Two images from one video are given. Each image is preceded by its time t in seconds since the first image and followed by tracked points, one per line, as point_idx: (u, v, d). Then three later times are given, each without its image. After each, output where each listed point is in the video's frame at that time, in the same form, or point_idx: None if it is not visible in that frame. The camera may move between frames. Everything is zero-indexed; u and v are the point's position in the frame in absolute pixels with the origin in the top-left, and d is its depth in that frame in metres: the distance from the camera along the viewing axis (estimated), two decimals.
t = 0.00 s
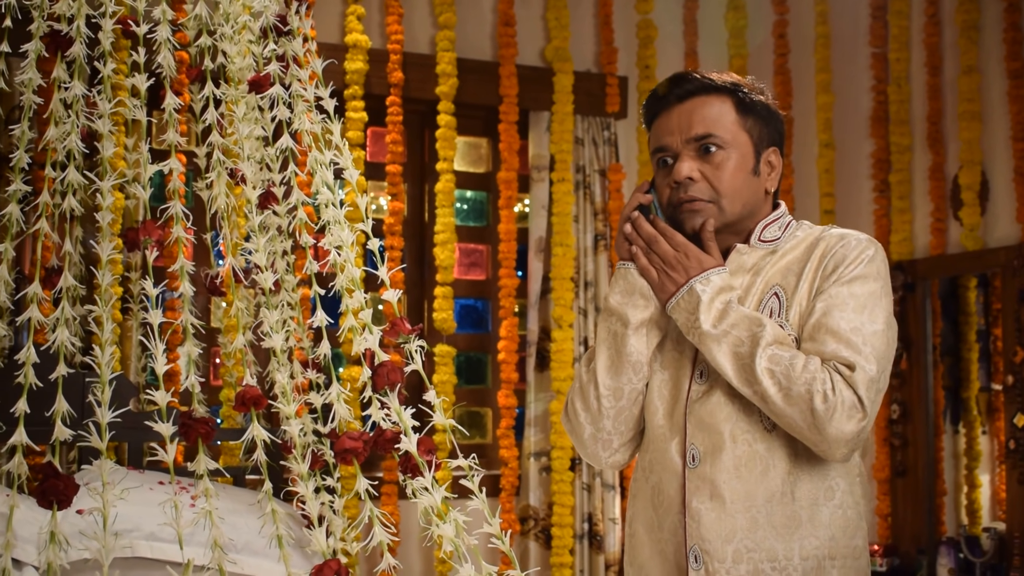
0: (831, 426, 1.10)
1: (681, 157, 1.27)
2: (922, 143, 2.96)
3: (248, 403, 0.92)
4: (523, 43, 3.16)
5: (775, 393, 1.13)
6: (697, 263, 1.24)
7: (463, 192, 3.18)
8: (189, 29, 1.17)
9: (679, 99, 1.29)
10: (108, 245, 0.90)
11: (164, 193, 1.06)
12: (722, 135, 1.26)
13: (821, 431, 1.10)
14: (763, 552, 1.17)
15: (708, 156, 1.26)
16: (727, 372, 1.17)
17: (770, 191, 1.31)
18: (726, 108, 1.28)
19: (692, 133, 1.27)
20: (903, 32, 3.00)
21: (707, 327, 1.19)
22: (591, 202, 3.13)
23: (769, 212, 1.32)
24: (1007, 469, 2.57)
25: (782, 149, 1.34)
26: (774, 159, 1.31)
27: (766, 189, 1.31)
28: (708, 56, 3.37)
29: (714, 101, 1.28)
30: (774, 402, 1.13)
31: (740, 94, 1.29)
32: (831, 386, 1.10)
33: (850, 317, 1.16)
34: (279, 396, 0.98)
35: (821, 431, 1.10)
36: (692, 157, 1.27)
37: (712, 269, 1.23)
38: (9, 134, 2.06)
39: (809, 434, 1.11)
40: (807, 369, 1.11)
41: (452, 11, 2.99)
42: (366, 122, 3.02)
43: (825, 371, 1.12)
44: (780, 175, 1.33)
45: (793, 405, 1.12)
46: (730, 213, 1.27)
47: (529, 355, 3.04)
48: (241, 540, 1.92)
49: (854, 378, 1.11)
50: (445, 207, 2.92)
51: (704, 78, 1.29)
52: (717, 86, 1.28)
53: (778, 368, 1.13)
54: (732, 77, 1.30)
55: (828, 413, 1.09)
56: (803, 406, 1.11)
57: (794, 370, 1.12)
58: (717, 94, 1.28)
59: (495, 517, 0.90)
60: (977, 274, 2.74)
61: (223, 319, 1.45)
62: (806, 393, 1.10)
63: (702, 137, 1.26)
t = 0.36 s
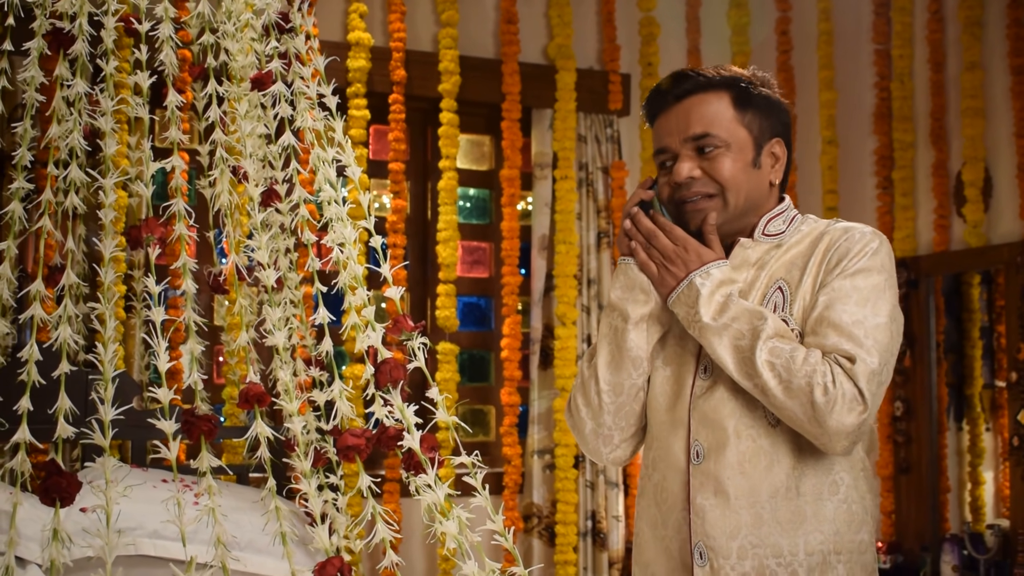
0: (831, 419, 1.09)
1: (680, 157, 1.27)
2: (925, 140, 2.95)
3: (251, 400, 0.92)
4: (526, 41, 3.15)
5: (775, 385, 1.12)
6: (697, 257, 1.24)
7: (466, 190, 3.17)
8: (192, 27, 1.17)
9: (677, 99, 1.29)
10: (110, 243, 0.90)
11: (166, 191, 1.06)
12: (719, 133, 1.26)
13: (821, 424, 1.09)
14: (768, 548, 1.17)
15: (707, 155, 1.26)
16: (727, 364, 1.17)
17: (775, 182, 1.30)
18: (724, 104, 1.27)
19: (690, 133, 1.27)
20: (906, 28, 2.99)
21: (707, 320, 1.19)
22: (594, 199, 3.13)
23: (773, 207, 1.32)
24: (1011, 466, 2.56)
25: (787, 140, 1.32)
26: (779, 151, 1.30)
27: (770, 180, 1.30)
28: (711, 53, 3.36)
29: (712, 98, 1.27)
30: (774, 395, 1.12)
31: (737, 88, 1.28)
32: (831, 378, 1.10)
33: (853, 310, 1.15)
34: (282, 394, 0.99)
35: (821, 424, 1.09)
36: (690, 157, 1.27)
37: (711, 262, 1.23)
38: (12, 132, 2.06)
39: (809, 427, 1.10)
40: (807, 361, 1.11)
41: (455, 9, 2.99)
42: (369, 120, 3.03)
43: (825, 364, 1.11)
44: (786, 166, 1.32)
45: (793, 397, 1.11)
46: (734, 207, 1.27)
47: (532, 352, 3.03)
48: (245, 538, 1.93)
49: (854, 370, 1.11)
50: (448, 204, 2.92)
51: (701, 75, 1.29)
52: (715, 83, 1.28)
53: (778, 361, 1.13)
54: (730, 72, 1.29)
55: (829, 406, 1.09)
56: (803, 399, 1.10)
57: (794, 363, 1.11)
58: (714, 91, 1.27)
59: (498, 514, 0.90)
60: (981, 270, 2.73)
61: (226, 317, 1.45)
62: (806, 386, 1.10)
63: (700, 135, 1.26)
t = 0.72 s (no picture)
0: (804, 418, 1.09)
1: (672, 162, 1.31)
2: (927, 137, 2.95)
3: (251, 397, 0.91)
4: (527, 38, 3.15)
5: (752, 385, 1.12)
6: (688, 260, 1.23)
7: (467, 188, 3.17)
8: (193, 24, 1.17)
9: (669, 104, 1.33)
10: (110, 239, 0.90)
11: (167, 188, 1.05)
12: (703, 135, 1.27)
13: (795, 423, 1.09)
14: (763, 549, 1.16)
15: (694, 158, 1.28)
16: (708, 362, 1.17)
17: (776, 174, 1.28)
18: (709, 105, 1.29)
19: (678, 137, 1.30)
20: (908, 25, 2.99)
21: (689, 321, 1.20)
22: (595, 197, 3.13)
23: (793, 200, 1.30)
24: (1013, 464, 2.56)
25: (792, 128, 1.29)
26: (778, 141, 1.28)
27: (768, 173, 1.28)
28: (713, 51, 3.36)
29: (699, 100, 1.29)
30: (752, 395, 1.13)
31: (726, 86, 1.29)
32: (804, 377, 1.09)
33: (847, 307, 1.13)
34: (283, 391, 0.98)
35: (795, 422, 1.09)
36: (680, 162, 1.30)
37: (702, 265, 1.22)
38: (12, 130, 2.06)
39: (784, 426, 1.11)
40: (783, 361, 1.11)
41: (456, 7, 2.98)
42: (370, 118, 3.02)
43: (802, 362, 1.11)
44: (790, 156, 1.29)
45: (769, 397, 1.11)
46: (725, 207, 1.28)
47: (533, 350, 3.03)
48: (244, 535, 1.93)
49: (830, 369, 1.09)
50: (449, 202, 2.91)
51: (690, 77, 1.31)
52: (701, 84, 1.30)
53: (755, 361, 1.13)
54: (721, 70, 1.30)
55: (800, 405, 1.09)
56: (778, 399, 1.10)
57: (770, 362, 1.12)
58: (701, 93, 1.30)
59: (499, 511, 0.89)
60: (983, 269, 2.73)
61: (227, 314, 1.45)
62: (780, 385, 1.10)
63: (686, 139, 1.29)
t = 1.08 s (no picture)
0: (771, 431, 1.08)
1: (666, 166, 1.33)
2: (926, 137, 2.95)
3: (245, 400, 0.91)
4: (525, 39, 3.14)
5: (726, 396, 1.12)
6: (681, 270, 1.23)
7: (466, 189, 3.17)
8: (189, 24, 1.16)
9: (666, 108, 1.34)
10: (104, 240, 0.89)
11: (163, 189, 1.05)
12: (693, 140, 1.28)
13: (764, 434, 1.09)
14: (755, 559, 1.17)
15: (685, 163, 1.29)
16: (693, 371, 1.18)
17: (770, 175, 1.27)
18: (699, 109, 1.29)
19: (670, 142, 1.31)
20: (908, 25, 2.99)
21: (676, 331, 1.19)
22: (594, 198, 3.12)
23: (795, 199, 1.28)
24: (1013, 464, 2.56)
25: (787, 126, 1.27)
26: (770, 142, 1.26)
27: (762, 175, 1.27)
28: (712, 51, 3.35)
29: (690, 105, 1.30)
30: (727, 406, 1.13)
31: (717, 88, 1.28)
32: (771, 391, 1.09)
33: (826, 316, 1.11)
34: (279, 392, 0.97)
35: (765, 434, 1.09)
36: (673, 167, 1.31)
37: (695, 275, 1.22)
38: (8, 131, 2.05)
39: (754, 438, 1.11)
40: (753, 373, 1.10)
41: (454, 7, 2.98)
42: (368, 119, 3.02)
43: (772, 374, 1.10)
44: (786, 156, 1.27)
45: (741, 409, 1.11)
46: (717, 213, 1.29)
47: (532, 351, 3.02)
48: (240, 538, 1.93)
49: (795, 382, 1.08)
50: (447, 203, 2.91)
51: (683, 80, 1.32)
52: (692, 87, 1.30)
53: (730, 373, 1.12)
54: (715, 71, 1.30)
55: (767, 418, 1.08)
56: (748, 411, 1.10)
57: (743, 374, 1.11)
58: (694, 96, 1.30)
59: (497, 514, 0.88)
60: (983, 268, 2.73)
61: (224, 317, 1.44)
62: (750, 398, 1.10)
63: (678, 145, 1.30)
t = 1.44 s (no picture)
0: (776, 434, 1.08)
1: (671, 163, 1.32)
2: (921, 138, 2.95)
3: (235, 403, 0.90)
4: (519, 41, 3.14)
5: (729, 397, 1.12)
6: (682, 270, 1.23)
7: (460, 191, 3.16)
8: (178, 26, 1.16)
9: (673, 104, 1.34)
10: (92, 243, 0.87)
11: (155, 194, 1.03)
12: (699, 137, 1.28)
13: (768, 437, 1.09)
14: (757, 561, 1.17)
15: (690, 161, 1.29)
16: (695, 372, 1.18)
17: (774, 176, 1.26)
18: (706, 106, 1.29)
19: (676, 138, 1.31)
20: (901, 26, 2.99)
21: (678, 331, 1.19)
22: (588, 200, 3.11)
23: (799, 199, 1.28)
24: (1009, 465, 2.56)
25: (795, 127, 1.27)
26: (776, 143, 1.26)
27: (766, 176, 1.27)
28: (706, 52, 3.35)
29: (697, 101, 1.30)
30: (731, 407, 1.12)
31: (726, 86, 1.28)
32: (776, 393, 1.08)
33: (830, 317, 1.11)
34: (269, 395, 0.96)
35: (769, 437, 1.09)
36: (677, 165, 1.30)
37: (697, 274, 1.21)
38: None
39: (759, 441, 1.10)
40: (757, 375, 1.10)
41: (448, 9, 2.98)
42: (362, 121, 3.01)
43: (777, 376, 1.09)
44: (791, 158, 1.27)
45: (745, 411, 1.10)
46: (717, 215, 1.28)
47: (526, 354, 3.02)
48: (233, 543, 1.92)
49: (800, 384, 1.07)
50: (441, 205, 2.91)
51: (692, 76, 1.31)
52: (702, 83, 1.30)
53: (733, 375, 1.12)
54: (724, 68, 1.29)
55: (772, 421, 1.08)
56: (752, 413, 1.10)
57: (746, 377, 1.10)
58: (702, 93, 1.30)
59: (488, 518, 0.88)
60: (978, 269, 2.73)
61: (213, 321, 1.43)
62: (753, 400, 1.09)
63: (683, 142, 1.29)
